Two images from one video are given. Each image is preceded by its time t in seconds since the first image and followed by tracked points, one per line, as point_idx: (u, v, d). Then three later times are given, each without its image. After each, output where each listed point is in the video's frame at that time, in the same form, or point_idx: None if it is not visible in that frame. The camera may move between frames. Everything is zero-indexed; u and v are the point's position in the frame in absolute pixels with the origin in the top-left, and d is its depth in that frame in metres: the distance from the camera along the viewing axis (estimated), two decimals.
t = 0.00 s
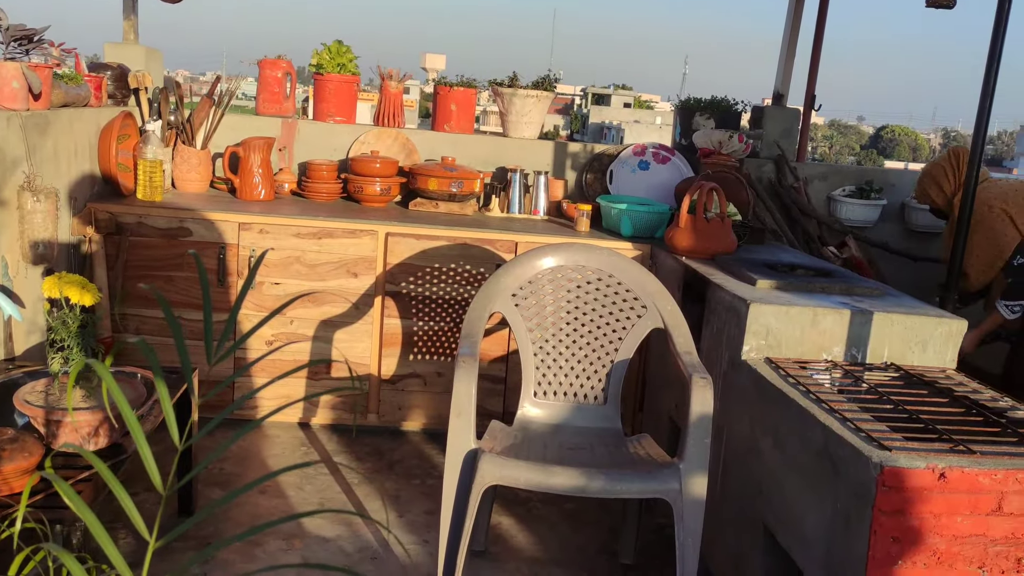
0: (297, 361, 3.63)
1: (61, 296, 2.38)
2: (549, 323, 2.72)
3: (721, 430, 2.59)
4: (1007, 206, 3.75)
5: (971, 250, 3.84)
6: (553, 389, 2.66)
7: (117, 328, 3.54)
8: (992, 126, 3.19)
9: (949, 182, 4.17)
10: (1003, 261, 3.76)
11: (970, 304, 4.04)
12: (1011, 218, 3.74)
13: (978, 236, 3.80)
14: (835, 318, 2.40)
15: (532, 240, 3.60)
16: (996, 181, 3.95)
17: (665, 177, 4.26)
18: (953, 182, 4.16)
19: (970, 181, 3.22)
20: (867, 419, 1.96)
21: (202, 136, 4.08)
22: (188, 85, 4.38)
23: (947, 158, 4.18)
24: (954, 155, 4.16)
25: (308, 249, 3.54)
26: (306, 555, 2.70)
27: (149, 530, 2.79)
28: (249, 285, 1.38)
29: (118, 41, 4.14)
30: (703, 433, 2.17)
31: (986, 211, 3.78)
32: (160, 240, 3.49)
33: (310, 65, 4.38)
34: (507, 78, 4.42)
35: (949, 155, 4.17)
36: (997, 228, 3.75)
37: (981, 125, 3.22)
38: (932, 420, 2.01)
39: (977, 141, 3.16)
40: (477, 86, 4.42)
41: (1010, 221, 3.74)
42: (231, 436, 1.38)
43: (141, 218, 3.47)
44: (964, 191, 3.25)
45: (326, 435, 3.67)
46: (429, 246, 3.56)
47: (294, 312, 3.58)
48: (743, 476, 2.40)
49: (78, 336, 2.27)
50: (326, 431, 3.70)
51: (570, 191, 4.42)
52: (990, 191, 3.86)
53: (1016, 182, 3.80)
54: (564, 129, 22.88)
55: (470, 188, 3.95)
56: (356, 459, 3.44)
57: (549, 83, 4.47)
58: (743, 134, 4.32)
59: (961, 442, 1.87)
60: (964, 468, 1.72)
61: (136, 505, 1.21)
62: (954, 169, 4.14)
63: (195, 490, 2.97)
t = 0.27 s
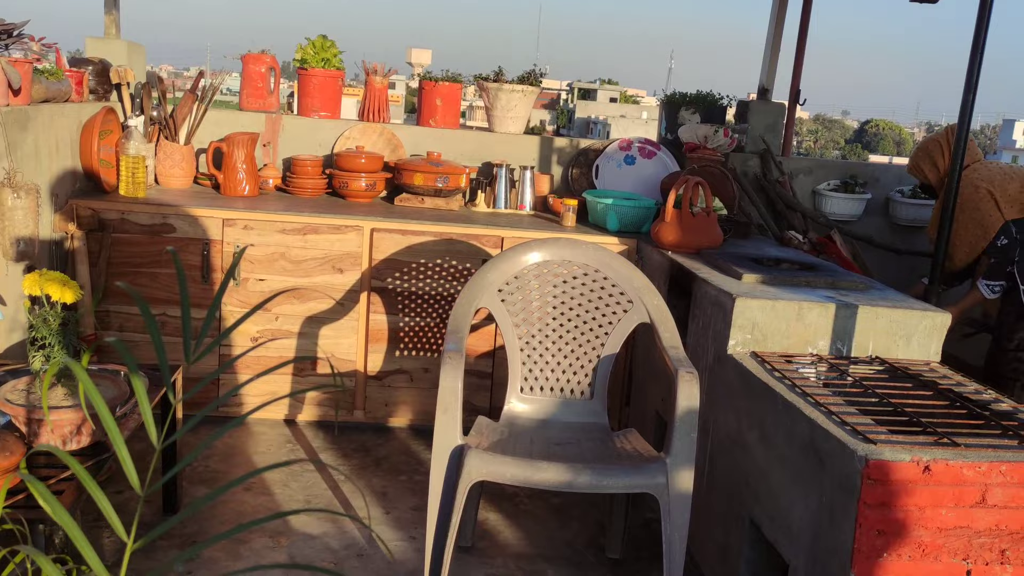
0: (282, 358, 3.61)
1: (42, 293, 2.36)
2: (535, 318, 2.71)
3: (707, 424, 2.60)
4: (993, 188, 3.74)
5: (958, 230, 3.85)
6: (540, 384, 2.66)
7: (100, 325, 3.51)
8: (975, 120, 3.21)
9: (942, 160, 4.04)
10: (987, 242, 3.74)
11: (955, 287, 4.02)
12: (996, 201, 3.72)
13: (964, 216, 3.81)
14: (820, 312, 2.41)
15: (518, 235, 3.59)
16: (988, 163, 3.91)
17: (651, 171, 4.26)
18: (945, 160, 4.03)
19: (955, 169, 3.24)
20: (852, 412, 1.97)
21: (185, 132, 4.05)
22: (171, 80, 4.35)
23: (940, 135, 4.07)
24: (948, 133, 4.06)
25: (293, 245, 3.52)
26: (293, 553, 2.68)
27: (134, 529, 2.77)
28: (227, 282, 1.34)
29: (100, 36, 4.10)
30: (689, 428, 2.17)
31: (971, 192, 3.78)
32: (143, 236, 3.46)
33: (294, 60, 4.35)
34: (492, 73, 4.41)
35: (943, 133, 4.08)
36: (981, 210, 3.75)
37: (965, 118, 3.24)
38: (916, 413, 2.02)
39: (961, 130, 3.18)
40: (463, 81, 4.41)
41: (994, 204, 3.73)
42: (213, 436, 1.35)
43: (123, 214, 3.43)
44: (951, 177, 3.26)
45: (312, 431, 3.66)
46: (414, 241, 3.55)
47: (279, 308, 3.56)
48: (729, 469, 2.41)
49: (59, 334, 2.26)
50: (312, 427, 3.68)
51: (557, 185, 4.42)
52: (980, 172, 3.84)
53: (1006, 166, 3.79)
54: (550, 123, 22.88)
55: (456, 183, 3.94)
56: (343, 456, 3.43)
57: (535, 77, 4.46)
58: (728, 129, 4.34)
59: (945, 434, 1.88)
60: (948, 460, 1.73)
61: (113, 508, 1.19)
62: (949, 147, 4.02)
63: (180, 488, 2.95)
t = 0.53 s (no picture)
0: (266, 356, 3.59)
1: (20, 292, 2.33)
2: (520, 315, 2.70)
3: (692, 419, 2.60)
4: (972, 172, 3.73)
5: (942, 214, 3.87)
6: (525, 380, 2.65)
7: (81, 324, 3.47)
8: (957, 114, 3.23)
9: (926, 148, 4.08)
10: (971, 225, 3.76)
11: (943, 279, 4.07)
12: (976, 184, 3.72)
13: (947, 201, 3.82)
14: (804, 307, 2.41)
15: (502, 231, 3.58)
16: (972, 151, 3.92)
17: (635, 166, 4.26)
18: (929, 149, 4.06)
19: (938, 160, 3.27)
20: (835, 407, 1.98)
21: (166, 128, 4.01)
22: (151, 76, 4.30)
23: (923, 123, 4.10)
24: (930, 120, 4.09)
25: (276, 242, 3.49)
26: (277, 552, 2.67)
27: (116, 529, 2.75)
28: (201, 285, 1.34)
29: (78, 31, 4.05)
30: (674, 423, 2.17)
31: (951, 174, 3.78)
32: (124, 234, 3.42)
33: (276, 55, 4.31)
34: (476, 68, 4.39)
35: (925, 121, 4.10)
36: (962, 193, 3.76)
37: (946, 112, 3.25)
38: (899, 407, 2.02)
39: (943, 121, 3.21)
40: (446, 76, 4.39)
41: (974, 187, 3.73)
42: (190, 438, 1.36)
43: (104, 211, 3.40)
44: (934, 166, 3.29)
45: (296, 429, 3.63)
46: (398, 238, 3.53)
47: (262, 306, 3.53)
48: (714, 464, 2.41)
49: (38, 333, 2.23)
50: (297, 425, 3.66)
51: (541, 181, 4.41)
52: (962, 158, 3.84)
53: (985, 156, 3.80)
54: (535, 119, 22.85)
55: (440, 178, 3.92)
56: (328, 454, 3.41)
57: (519, 73, 4.44)
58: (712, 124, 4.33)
59: (928, 428, 1.89)
60: (931, 454, 1.73)
61: (83, 512, 1.21)
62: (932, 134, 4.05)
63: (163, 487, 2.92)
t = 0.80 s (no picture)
0: (249, 354, 3.56)
1: None
2: (505, 312, 2.69)
3: (677, 414, 2.60)
4: (955, 159, 3.72)
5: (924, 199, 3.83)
6: (510, 377, 2.64)
7: (61, 323, 3.43)
8: (939, 109, 3.24)
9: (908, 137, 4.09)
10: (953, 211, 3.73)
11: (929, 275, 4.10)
12: (959, 171, 3.71)
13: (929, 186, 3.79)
14: (788, 302, 2.41)
15: (487, 228, 3.57)
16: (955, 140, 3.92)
17: (619, 162, 4.26)
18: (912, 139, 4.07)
19: (921, 148, 3.27)
20: (819, 402, 1.98)
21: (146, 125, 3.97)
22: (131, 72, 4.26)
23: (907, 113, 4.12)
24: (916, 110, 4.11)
25: (258, 239, 3.47)
26: (261, 552, 2.65)
27: (98, 530, 2.72)
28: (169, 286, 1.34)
29: (56, 27, 4.00)
30: (659, 420, 2.16)
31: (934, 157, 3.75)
32: (104, 232, 3.38)
33: (257, 51, 4.28)
34: (459, 64, 4.38)
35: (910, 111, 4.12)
36: (946, 179, 3.72)
37: (928, 106, 3.27)
38: (883, 402, 2.03)
39: (927, 110, 3.22)
40: (430, 71, 4.36)
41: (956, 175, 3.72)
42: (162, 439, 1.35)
43: (83, 209, 3.36)
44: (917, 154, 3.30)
45: (280, 428, 3.61)
46: (382, 234, 3.51)
47: (244, 304, 3.50)
48: (699, 459, 2.41)
49: (14, 333, 2.20)
50: (280, 424, 3.64)
51: (525, 177, 4.39)
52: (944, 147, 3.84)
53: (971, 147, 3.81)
54: (520, 114, 22.82)
55: (424, 175, 3.90)
56: (312, 452, 3.39)
57: (503, 68, 4.43)
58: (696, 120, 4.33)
59: (912, 423, 1.89)
60: (914, 449, 1.74)
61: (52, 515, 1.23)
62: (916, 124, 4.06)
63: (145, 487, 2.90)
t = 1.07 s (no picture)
0: (233, 353, 3.53)
1: None
2: (489, 309, 2.67)
3: (663, 411, 2.60)
4: (934, 151, 3.79)
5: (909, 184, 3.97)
6: (495, 375, 2.63)
7: (41, 323, 3.39)
8: (921, 104, 3.26)
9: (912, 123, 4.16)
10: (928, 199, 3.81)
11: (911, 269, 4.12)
12: (935, 162, 3.78)
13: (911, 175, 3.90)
14: (773, 298, 2.41)
15: (472, 225, 3.55)
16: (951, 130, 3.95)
17: (605, 158, 4.25)
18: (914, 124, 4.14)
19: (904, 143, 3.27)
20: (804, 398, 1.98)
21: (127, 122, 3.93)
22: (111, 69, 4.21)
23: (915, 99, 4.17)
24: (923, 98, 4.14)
25: (241, 237, 3.44)
26: (245, 552, 2.63)
27: (80, 532, 2.69)
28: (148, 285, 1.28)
29: (34, 23, 3.95)
30: (644, 417, 2.16)
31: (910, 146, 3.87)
32: (85, 231, 3.35)
33: (240, 47, 4.24)
34: (444, 60, 4.36)
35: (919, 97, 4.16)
36: (922, 170, 3.83)
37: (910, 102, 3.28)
38: (867, 397, 2.03)
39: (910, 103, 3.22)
40: (413, 68, 4.34)
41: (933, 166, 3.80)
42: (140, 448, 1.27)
43: (63, 208, 3.32)
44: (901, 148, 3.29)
45: (265, 427, 3.58)
46: (366, 232, 3.49)
47: (228, 302, 3.48)
48: (685, 455, 2.41)
49: None
50: (265, 423, 3.61)
51: (510, 173, 4.38)
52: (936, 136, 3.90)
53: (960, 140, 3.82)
54: (506, 110, 22.79)
55: (408, 171, 3.88)
56: (297, 451, 3.37)
57: (487, 64, 4.41)
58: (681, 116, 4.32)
59: (896, 418, 1.90)
60: (899, 444, 1.74)
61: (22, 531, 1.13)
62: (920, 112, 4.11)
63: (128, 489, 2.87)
